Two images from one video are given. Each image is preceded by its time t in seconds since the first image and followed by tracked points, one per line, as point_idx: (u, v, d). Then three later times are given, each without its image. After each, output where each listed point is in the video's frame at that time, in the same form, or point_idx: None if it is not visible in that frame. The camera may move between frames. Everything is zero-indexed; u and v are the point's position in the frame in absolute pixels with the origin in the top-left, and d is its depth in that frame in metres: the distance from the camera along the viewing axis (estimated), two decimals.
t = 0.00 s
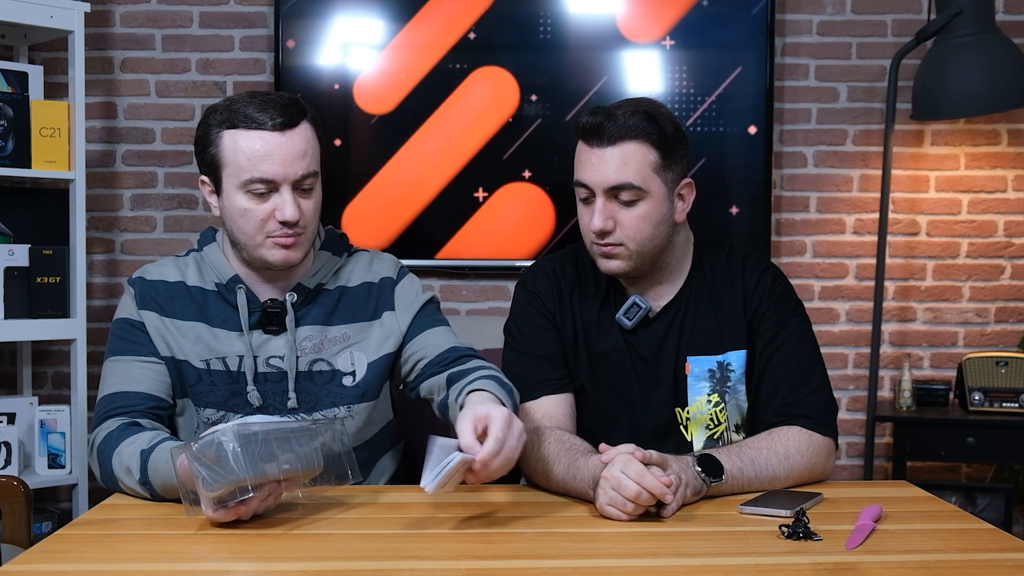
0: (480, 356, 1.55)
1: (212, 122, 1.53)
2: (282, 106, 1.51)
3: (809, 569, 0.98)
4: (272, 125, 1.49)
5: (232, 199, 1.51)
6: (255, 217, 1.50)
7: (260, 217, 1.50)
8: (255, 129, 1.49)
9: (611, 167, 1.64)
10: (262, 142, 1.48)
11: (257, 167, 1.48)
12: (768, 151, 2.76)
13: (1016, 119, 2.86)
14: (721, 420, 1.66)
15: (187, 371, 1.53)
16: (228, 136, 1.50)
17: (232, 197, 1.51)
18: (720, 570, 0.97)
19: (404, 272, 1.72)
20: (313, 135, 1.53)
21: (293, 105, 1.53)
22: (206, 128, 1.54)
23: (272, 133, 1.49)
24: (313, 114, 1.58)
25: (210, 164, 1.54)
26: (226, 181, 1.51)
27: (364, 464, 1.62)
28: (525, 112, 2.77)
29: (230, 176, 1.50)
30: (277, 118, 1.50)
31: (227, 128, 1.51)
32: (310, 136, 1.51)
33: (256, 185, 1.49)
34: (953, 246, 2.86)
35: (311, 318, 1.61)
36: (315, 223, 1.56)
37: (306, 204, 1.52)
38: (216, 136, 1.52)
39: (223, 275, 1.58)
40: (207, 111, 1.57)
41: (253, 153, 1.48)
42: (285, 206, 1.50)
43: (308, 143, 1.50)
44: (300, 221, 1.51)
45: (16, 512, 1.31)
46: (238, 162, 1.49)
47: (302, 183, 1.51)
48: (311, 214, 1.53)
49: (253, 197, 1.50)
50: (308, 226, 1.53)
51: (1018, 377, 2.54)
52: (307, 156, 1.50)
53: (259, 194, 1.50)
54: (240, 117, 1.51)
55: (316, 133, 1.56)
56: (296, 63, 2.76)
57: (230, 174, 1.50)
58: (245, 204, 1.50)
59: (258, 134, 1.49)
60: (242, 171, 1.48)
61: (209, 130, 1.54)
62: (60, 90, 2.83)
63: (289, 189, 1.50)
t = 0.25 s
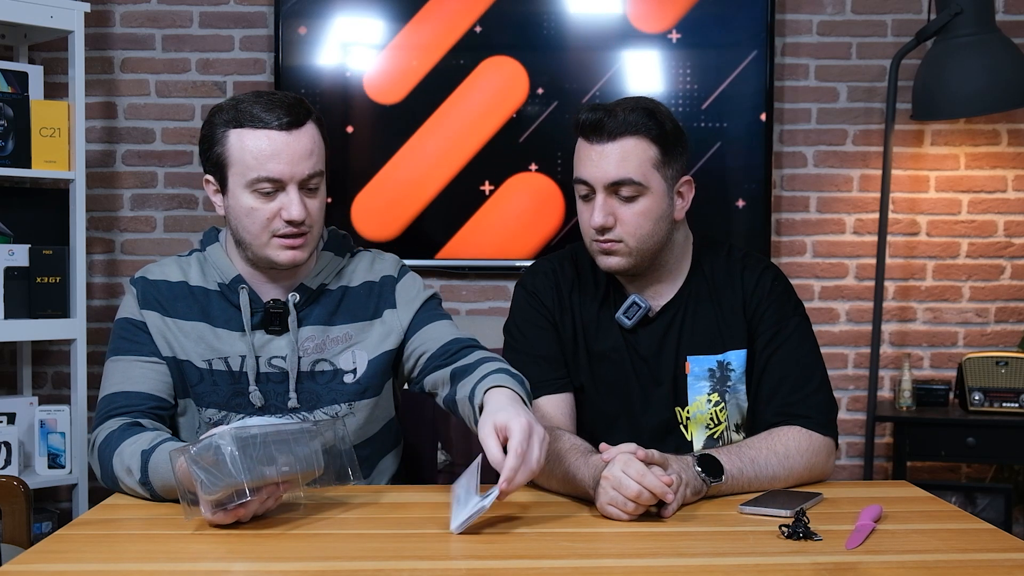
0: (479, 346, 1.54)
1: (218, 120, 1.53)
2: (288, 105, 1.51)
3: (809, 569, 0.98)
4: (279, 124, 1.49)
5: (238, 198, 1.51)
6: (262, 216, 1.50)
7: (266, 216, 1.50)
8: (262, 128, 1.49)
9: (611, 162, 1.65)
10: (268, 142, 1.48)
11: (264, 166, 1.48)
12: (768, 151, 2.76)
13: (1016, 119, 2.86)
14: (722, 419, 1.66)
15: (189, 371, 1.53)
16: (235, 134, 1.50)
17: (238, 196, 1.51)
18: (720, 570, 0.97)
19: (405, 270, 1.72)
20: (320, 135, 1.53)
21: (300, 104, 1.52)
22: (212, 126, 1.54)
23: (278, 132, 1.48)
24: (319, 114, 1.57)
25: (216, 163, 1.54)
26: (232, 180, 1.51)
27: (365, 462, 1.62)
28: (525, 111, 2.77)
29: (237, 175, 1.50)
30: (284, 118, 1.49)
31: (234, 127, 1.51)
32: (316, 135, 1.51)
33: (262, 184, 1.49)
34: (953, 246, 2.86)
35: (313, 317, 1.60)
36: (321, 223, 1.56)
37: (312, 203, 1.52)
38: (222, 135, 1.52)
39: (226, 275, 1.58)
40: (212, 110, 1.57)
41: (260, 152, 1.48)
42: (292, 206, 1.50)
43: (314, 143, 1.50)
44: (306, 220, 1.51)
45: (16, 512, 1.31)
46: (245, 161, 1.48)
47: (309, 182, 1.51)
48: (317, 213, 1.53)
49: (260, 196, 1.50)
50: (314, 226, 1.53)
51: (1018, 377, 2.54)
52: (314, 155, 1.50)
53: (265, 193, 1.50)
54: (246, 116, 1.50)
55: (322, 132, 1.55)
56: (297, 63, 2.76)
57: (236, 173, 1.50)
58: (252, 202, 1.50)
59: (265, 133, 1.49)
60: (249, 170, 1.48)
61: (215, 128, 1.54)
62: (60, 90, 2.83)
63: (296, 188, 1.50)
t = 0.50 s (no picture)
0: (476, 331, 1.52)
1: (223, 120, 1.53)
2: (294, 106, 1.51)
3: (809, 569, 0.98)
4: (284, 125, 1.49)
5: (243, 198, 1.51)
6: (267, 217, 1.50)
7: (271, 216, 1.50)
8: (268, 128, 1.49)
9: (616, 158, 1.65)
10: (274, 142, 1.48)
11: (269, 166, 1.48)
12: (768, 151, 2.76)
13: (1016, 119, 2.86)
14: (720, 417, 1.66)
15: (190, 371, 1.53)
16: (241, 134, 1.50)
17: (243, 196, 1.51)
18: (720, 570, 0.97)
19: (405, 268, 1.72)
20: (325, 136, 1.53)
21: (305, 105, 1.52)
22: (217, 126, 1.54)
23: (284, 133, 1.49)
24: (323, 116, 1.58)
25: (221, 162, 1.54)
26: (238, 180, 1.51)
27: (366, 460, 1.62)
28: (525, 111, 2.77)
29: (242, 174, 1.50)
30: (289, 119, 1.50)
31: (240, 127, 1.51)
32: (321, 136, 1.51)
33: (268, 184, 1.49)
34: (953, 246, 2.86)
35: (314, 318, 1.60)
36: (325, 224, 1.56)
37: (316, 204, 1.52)
38: (227, 134, 1.52)
39: (228, 276, 1.59)
40: (217, 110, 1.57)
41: (266, 152, 1.48)
42: (297, 206, 1.50)
43: (320, 144, 1.51)
44: (311, 222, 1.51)
45: (16, 512, 1.31)
46: (251, 161, 1.49)
47: (314, 183, 1.51)
48: (321, 215, 1.53)
49: (265, 196, 1.50)
50: (319, 227, 1.53)
51: (1018, 377, 2.54)
52: (319, 156, 1.51)
53: (271, 193, 1.50)
54: (252, 116, 1.51)
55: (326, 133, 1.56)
56: (297, 63, 2.76)
57: (242, 173, 1.50)
58: (257, 203, 1.50)
59: (270, 133, 1.49)
60: (255, 170, 1.48)
61: (220, 128, 1.54)
62: (61, 90, 2.83)
63: (301, 189, 1.50)
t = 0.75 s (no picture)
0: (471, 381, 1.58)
1: (227, 122, 1.54)
2: (299, 108, 1.51)
3: (808, 569, 0.98)
4: (289, 127, 1.49)
5: (247, 201, 1.51)
6: (272, 219, 1.50)
7: (275, 219, 1.50)
8: (272, 130, 1.49)
9: (646, 162, 1.62)
10: (279, 144, 1.48)
11: (275, 169, 1.48)
12: (768, 151, 2.76)
13: (1016, 119, 2.86)
14: (721, 417, 1.66)
15: (190, 373, 1.53)
16: (245, 136, 1.50)
17: (248, 199, 1.51)
18: (720, 570, 0.97)
19: (413, 281, 1.72)
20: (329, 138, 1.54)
21: (309, 107, 1.53)
22: (221, 128, 1.54)
23: (289, 135, 1.49)
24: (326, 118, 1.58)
25: (225, 165, 1.54)
26: (242, 182, 1.51)
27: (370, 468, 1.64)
28: (525, 111, 2.77)
29: (246, 177, 1.50)
30: (294, 121, 1.50)
31: (244, 129, 1.51)
32: (326, 138, 1.52)
33: (273, 187, 1.49)
34: (953, 246, 2.86)
35: (317, 320, 1.60)
36: (328, 226, 1.56)
37: (320, 207, 1.53)
38: (232, 136, 1.52)
39: (230, 276, 1.58)
40: (221, 112, 1.57)
41: (271, 155, 1.48)
42: (302, 209, 1.50)
43: (324, 146, 1.51)
44: (316, 224, 1.51)
45: (16, 512, 1.31)
46: (256, 164, 1.49)
47: (319, 186, 1.51)
48: (326, 217, 1.53)
49: (270, 199, 1.50)
50: (322, 230, 1.53)
51: (1018, 377, 2.54)
52: (323, 158, 1.51)
53: (275, 196, 1.50)
54: (256, 118, 1.51)
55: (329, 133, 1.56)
56: (297, 63, 2.76)
57: (246, 175, 1.50)
58: (262, 205, 1.50)
59: (275, 135, 1.49)
60: (260, 173, 1.49)
61: (224, 130, 1.54)
62: (60, 90, 2.83)
63: (306, 192, 1.50)
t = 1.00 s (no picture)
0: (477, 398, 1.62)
1: (236, 122, 1.54)
2: (307, 111, 1.51)
3: (808, 569, 0.98)
4: (297, 130, 1.49)
5: (254, 202, 1.51)
6: (277, 221, 1.50)
7: (281, 221, 1.50)
8: (280, 132, 1.49)
9: (662, 158, 1.62)
10: (287, 147, 1.48)
11: (281, 171, 1.48)
12: (768, 151, 2.76)
13: (1016, 119, 2.86)
14: (723, 416, 1.65)
15: (190, 373, 1.53)
16: (253, 137, 1.51)
17: (254, 199, 1.51)
18: (720, 570, 0.97)
19: (416, 288, 1.72)
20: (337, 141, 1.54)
21: (318, 110, 1.53)
22: (229, 128, 1.55)
23: (297, 138, 1.49)
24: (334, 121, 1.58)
25: (232, 165, 1.55)
26: (249, 183, 1.52)
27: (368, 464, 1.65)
28: (525, 112, 2.77)
29: (253, 178, 1.51)
30: (302, 123, 1.50)
31: (252, 130, 1.51)
32: (334, 142, 1.52)
33: (279, 188, 1.49)
34: (953, 246, 2.86)
35: (318, 322, 1.60)
36: (334, 229, 1.56)
37: (326, 209, 1.53)
38: (239, 137, 1.52)
39: (232, 276, 1.58)
40: (229, 111, 1.58)
41: (278, 157, 1.48)
42: (307, 211, 1.50)
43: (332, 149, 1.51)
44: (321, 227, 1.51)
45: (16, 512, 1.31)
46: (263, 165, 1.49)
47: (325, 189, 1.51)
48: (332, 220, 1.53)
49: (276, 201, 1.50)
50: (328, 232, 1.54)
51: (1018, 377, 2.54)
52: (331, 161, 1.51)
53: (282, 198, 1.50)
54: (264, 119, 1.51)
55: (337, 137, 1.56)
56: (297, 63, 2.76)
57: (253, 176, 1.51)
58: (268, 206, 1.50)
59: (283, 137, 1.49)
60: (267, 174, 1.49)
61: (233, 129, 1.54)
62: (60, 90, 2.83)
63: (313, 194, 1.50)
